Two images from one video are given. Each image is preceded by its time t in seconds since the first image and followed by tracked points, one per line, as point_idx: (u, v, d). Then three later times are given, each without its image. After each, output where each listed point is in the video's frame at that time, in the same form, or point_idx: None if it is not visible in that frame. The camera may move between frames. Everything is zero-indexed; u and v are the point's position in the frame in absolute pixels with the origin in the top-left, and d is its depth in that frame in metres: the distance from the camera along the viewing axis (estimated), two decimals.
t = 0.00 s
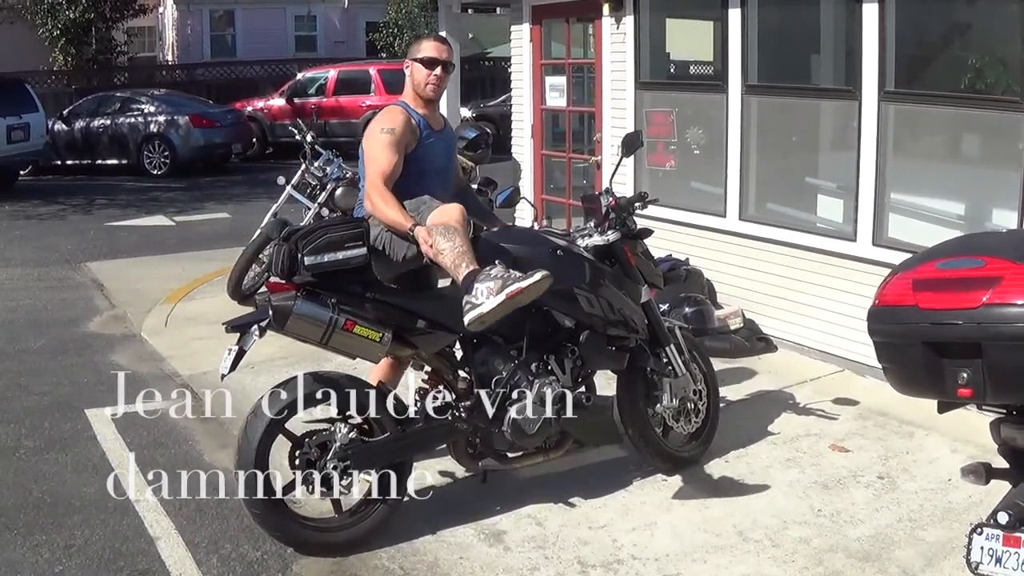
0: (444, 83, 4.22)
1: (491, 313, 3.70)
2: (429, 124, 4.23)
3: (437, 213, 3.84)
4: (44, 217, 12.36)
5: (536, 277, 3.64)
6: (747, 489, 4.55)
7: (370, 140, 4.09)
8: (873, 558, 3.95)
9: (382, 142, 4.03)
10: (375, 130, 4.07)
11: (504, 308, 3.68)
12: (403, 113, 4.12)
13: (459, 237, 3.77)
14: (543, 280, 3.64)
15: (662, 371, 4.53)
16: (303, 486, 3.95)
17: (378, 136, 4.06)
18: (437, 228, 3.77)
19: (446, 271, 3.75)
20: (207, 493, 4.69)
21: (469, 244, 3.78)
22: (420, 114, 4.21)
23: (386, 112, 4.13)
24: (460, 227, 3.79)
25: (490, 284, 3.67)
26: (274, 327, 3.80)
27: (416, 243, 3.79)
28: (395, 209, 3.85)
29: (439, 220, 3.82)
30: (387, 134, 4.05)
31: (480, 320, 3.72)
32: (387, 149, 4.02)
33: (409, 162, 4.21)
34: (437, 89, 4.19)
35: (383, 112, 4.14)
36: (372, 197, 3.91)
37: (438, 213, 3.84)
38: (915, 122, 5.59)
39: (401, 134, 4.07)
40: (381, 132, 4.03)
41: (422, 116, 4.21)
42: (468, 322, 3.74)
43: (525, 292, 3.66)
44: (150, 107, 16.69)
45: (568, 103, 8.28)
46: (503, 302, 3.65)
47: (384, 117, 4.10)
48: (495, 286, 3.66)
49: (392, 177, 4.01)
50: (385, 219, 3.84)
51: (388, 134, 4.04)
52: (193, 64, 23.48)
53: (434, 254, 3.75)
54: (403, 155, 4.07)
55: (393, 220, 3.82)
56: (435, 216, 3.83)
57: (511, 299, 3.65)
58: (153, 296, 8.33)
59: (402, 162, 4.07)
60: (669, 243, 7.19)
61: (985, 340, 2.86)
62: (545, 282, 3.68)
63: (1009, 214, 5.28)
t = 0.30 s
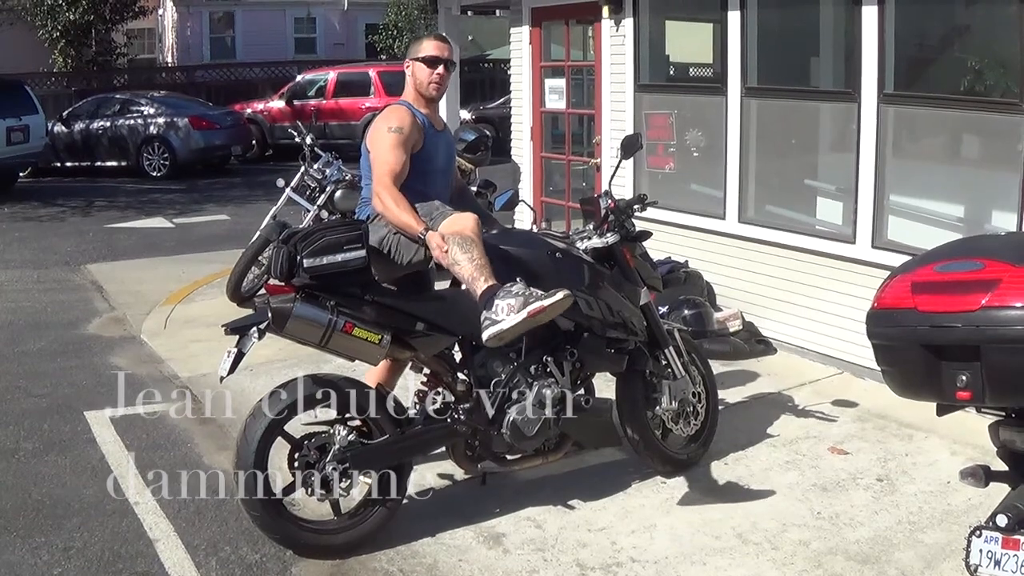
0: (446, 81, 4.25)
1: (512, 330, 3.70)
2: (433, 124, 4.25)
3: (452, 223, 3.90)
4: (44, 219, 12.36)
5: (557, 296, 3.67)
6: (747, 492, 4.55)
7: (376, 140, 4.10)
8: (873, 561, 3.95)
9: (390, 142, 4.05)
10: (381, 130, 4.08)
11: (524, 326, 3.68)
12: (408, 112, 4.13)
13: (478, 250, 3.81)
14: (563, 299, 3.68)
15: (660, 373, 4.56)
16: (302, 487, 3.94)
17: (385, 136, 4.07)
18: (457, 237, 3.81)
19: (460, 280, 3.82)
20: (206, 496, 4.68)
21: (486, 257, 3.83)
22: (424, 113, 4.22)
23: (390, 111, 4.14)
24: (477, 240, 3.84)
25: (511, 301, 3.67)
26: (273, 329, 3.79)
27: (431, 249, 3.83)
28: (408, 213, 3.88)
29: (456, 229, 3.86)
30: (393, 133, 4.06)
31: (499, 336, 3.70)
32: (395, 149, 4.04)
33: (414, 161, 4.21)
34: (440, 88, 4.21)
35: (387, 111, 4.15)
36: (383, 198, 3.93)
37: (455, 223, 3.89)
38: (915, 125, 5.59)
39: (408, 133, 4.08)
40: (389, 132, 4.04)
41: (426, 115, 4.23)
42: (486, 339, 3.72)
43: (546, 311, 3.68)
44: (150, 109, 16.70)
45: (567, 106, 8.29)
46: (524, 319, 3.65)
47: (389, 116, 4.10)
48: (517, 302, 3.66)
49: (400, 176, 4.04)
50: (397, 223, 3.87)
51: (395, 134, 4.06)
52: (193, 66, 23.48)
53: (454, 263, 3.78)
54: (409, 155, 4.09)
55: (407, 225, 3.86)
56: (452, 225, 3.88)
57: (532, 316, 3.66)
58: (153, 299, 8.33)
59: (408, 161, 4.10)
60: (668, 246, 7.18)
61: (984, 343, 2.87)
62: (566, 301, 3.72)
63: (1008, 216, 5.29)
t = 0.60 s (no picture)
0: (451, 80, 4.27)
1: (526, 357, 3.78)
2: (437, 123, 4.25)
3: (467, 235, 3.92)
4: (43, 222, 12.36)
5: (579, 332, 3.81)
6: (747, 494, 4.55)
7: (384, 141, 4.09)
8: (874, 562, 3.95)
9: (400, 143, 4.05)
10: (389, 130, 4.07)
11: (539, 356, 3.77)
12: (413, 111, 4.13)
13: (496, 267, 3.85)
14: (582, 338, 3.83)
15: (661, 375, 4.56)
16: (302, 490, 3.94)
17: (394, 136, 4.07)
18: (477, 252, 3.84)
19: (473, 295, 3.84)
20: (207, 498, 4.69)
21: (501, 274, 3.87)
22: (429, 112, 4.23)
23: (395, 110, 4.14)
24: (495, 256, 3.87)
25: (533, 329, 3.75)
26: (272, 331, 3.78)
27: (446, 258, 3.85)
28: (423, 218, 3.91)
29: (473, 242, 3.88)
30: (403, 134, 4.06)
31: (512, 360, 3.77)
32: (405, 150, 4.05)
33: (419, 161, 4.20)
34: (446, 87, 4.23)
35: (391, 111, 4.14)
36: (399, 202, 3.95)
37: (473, 236, 3.91)
38: (915, 126, 5.59)
39: (416, 133, 4.09)
40: (399, 131, 4.04)
41: (430, 115, 4.23)
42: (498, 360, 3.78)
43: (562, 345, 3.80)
44: (149, 112, 16.71)
45: (567, 107, 8.29)
46: (545, 350, 3.75)
47: (397, 116, 4.10)
48: (538, 331, 3.75)
49: (411, 177, 4.05)
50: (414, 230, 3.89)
51: (405, 133, 4.06)
52: (192, 69, 23.48)
53: (471, 277, 3.81)
54: (418, 154, 4.11)
55: (423, 233, 3.88)
56: (471, 238, 3.90)
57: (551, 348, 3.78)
58: (153, 301, 8.33)
59: (418, 160, 4.11)
60: (668, 248, 7.18)
61: (983, 344, 2.87)
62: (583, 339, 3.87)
63: (1008, 217, 5.29)
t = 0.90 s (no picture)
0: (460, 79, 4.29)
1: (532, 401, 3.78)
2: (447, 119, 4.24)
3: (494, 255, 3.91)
4: (44, 224, 12.37)
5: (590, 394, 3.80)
6: (747, 496, 4.55)
7: (401, 139, 4.03)
8: (874, 565, 3.95)
9: (420, 141, 4.00)
10: (407, 129, 4.02)
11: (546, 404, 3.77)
12: (426, 106, 4.08)
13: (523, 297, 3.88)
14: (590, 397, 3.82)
15: (661, 378, 4.54)
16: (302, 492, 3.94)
17: (413, 134, 4.01)
18: (508, 277, 3.85)
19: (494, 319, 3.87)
20: (207, 500, 4.69)
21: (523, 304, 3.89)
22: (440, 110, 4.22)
23: (407, 106, 4.07)
24: (524, 285, 3.90)
25: (547, 377, 3.75)
26: (274, 333, 3.80)
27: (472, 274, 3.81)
28: (450, 223, 3.89)
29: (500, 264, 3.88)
30: (423, 131, 4.01)
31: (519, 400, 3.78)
32: (425, 148, 4.00)
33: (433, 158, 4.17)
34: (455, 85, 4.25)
35: (403, 108, 4.08)
36: (426, 204, 3.91)
37: (503, 255, 3.90)
38: (915, 128, 5.60)
39: (434, 130, 4.05)
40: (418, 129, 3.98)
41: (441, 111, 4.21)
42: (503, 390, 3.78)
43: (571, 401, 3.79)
44: (150, 114, 16.72)
45: (567, 110, 8.30)
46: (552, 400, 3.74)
47: (415, 113, 4.04)
48: (553, 380, 3.75)
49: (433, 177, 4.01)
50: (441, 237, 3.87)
51: (424, 131, 4.01)
52: (193, 71, 23.50)
53: (498, 301, 3.83)
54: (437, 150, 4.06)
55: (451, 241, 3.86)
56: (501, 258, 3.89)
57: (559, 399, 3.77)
58: (153, 303, 8.34)
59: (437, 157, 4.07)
60: (668, 250, 7.18)
61: (983, 346, 2.87)
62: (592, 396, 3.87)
63: (1008, 219, 5.29)
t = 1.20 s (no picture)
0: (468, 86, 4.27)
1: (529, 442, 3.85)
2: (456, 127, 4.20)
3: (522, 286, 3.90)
4: (44, 227, 12.37)
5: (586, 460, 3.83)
6: (748, 499, 4.55)
7: (422, 147, 3.99)
8: (874, 568, 3.95)
9: (442, 147, 3.98)
10: (428, 135, 3.98)
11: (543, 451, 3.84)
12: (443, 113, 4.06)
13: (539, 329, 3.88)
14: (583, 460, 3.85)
15: (661, 380, 4.55)
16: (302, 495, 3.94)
17: (435, 141, 3.98)
18: (526, 309, 3.86)
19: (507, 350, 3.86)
20: (208, 503, 4.69)
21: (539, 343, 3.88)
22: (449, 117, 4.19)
23: (423, 113, 4.04)
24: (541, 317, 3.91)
25: (549, 429, 3.79)
26: (274, 336, 3.81)
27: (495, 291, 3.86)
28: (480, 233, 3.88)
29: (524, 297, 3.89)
30: (444, 138, 3.99)
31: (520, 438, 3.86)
32: (448, 155, 3.98)
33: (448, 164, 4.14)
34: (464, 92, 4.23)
35: (420, 114, 4.04)
36: (456, 213, 3.89)
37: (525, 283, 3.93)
38: (915, 132, 5.60)
39: (454, 136, 4.03)
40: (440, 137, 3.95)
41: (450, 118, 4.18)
42: (508, 424, 3.90)
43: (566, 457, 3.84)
44: (150, 117, 16.73)
45: (568, 113, 8.31)
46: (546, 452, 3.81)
47: (434, 120, 4.01)
48: (556, 435, 3.79)
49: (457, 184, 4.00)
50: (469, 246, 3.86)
51: (445, 138, 3.99)
52: (193, 74, 23.51)
53: (514, 336, 3.82)
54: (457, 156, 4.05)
55: (479, 251, 3.85)
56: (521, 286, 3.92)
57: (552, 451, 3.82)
58: (154, 306, 8.34)
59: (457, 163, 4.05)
60: (669, 253, 7.19)
61: (983, 350, 2.87)
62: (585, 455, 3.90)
63: (1008, 222, 5.29)
